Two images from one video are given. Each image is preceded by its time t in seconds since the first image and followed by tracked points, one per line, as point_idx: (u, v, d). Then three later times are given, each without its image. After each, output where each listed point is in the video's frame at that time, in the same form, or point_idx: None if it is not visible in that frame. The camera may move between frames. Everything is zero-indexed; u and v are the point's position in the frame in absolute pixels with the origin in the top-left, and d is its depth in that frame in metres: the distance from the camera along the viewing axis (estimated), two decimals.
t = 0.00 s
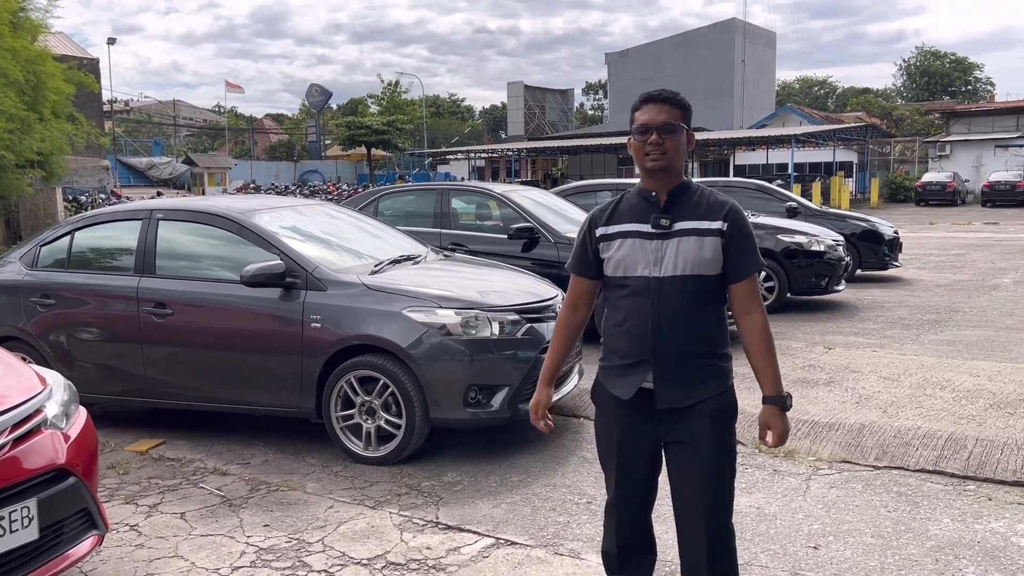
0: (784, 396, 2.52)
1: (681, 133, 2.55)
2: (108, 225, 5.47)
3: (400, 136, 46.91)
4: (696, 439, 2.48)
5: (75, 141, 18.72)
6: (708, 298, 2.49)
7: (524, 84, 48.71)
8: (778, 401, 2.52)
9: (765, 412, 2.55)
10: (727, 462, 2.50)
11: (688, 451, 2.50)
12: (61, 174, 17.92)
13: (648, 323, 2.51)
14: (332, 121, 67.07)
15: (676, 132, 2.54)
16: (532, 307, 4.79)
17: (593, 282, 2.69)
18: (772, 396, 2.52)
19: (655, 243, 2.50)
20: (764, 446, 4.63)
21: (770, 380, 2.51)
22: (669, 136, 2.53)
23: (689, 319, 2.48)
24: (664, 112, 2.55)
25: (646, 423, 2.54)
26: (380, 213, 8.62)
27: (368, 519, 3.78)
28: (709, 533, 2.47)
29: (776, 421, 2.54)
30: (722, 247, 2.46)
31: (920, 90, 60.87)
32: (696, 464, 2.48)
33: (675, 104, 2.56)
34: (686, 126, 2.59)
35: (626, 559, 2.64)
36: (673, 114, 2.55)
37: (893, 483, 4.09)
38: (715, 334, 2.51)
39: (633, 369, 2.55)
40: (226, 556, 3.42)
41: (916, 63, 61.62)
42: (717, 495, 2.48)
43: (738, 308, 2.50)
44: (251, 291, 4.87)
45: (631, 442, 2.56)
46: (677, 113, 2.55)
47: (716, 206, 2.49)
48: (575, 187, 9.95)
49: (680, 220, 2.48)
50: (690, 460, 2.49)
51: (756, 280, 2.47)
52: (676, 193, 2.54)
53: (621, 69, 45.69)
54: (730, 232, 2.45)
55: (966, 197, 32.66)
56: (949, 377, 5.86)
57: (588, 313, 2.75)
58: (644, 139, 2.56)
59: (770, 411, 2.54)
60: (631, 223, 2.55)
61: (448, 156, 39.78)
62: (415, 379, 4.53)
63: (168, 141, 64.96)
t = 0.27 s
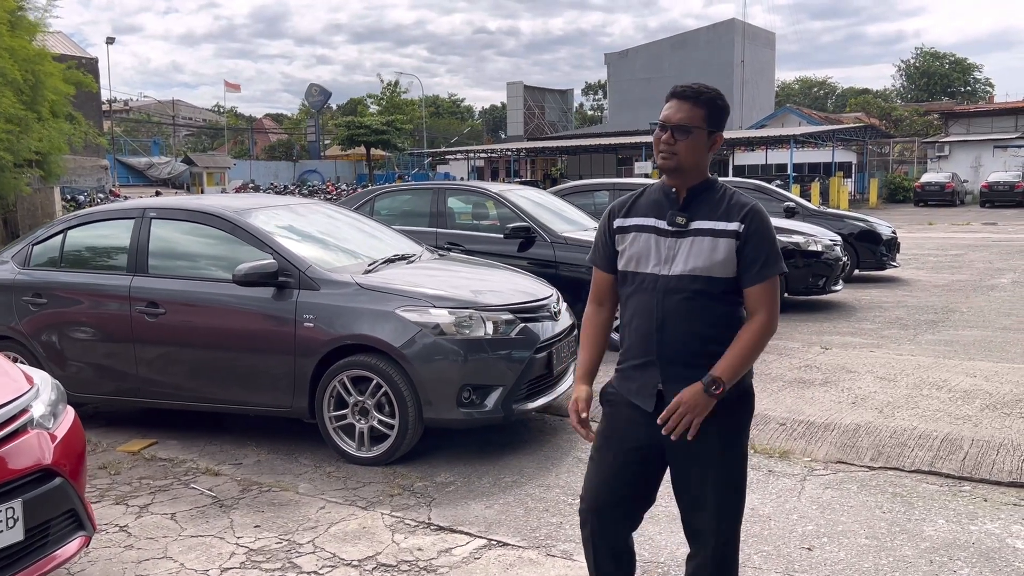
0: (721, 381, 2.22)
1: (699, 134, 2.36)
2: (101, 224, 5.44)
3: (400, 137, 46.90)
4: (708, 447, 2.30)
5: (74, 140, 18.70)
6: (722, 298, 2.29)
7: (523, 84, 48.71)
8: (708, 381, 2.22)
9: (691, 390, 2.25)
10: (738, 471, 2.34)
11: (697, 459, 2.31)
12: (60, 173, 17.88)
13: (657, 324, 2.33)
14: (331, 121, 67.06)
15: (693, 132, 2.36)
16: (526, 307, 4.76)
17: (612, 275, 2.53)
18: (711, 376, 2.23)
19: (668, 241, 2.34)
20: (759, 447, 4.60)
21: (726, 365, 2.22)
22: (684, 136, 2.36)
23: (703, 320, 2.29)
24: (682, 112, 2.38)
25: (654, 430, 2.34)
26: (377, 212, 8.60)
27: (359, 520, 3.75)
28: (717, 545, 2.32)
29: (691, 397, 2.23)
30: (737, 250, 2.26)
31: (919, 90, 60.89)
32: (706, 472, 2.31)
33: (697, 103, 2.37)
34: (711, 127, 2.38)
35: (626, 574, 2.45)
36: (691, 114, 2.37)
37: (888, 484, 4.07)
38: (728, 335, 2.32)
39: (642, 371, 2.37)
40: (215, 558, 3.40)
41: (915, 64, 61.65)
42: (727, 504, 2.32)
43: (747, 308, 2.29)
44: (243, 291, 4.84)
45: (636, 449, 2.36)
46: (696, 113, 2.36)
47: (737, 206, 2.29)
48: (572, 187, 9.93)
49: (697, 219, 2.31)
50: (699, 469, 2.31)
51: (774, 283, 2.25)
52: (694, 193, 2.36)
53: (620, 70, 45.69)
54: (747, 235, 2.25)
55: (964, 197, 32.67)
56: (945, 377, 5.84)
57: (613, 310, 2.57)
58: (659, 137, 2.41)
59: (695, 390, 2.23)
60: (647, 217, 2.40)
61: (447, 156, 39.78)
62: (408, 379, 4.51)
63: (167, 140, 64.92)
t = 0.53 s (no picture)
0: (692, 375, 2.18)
1: (701, 134, 2.30)
2: (93, 224, 5.42)
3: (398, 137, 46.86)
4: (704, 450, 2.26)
5: (70, 141, 18.65)
6: (720, 298, 2.22)
7: (521, 85, 48.69)
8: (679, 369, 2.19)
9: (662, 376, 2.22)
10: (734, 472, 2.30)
11: (692, 461, 2.27)
12: (57, 174, 17.82)
13: (653, 323, 2.29)
14: (329, 121, 67.00)
15: (696, 131, 2.30)
16: (520, 307, 4.75)
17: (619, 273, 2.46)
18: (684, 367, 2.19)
19: (672, 238, 2.29)
20: (753, 447, 4.58)
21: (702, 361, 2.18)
22: (686, 136, 2.31)
23: (701, 321, 2.23)
24: (683, 112, 2.32)
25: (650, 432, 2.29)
26: (372, 212, 8.58)
27: (351, 521, 3.73)
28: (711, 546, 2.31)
29: (658, 380, 2.21)
30: (739, 250, 2.20)
31: (918, 90, 60.91)
32: (702, 473, 2.27)
33: (698, 101, 2.31)
34: (715, 124, 2.31)
35: None
36: (692, 113, 2.31)
37: (882, 484, 4.06)
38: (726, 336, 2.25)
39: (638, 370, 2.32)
40: (205, 559, 3.38)
41: (913, 64, 61.68)
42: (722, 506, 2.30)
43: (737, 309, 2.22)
44: (236, 291, 4.82)
45: (631, 449, 2.32)
46: (698, 112, 2.30)
47: (743, 205, 2.23)
48: (569, 187, 9.91)
49: (702, 217, 2.26)
50: (695, 473, 2.27)
51: (774, 284, 2.17)
52: (702, 192, 2.31)
53: (618, 70, 45.68)
54: (750, 234, 2.19)
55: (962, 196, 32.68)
56: (941, 377, 5.83)
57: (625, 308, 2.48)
58: (663, 139, 2.37)
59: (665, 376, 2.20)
60: (654, 214, 2.36)
61: (445, 156, 39.75)
62: (401, 380, 4.49)
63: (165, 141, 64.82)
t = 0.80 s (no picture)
0: (774, 426, 2.17)
1: (694, 132, 2.29)
2: (87, 224, 5.40)
3: (397, 137, 46.81)
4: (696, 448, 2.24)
5: (67, 142, 18.60)
6: (713, 299, 2.21)
7: (520, 85, 48.67)
8: (766, 433, 2.18)
9: (751, 444, 2.21)
10: (727, 475, 2.27)
11: (682, 461, 2.25)
12: (55, 175, 17.74)
13: (645, 320, 2.27)
14: (328, 121, 66.94)
15: (687, 131, 2.29)
16: (515, 307, 4.74)
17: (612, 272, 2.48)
18: (761, 426, 2.18)
19: (667, 236, 2.27)
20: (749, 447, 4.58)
21: (761, 409, 2.16)
22: (678, 137, 2.30)
23: (692, 319, 2.22)
24: (673, 112, 2.31)
25: (639, 431, 2.29)
26: (368, 213, 8.56)
27: (345, 522, 3.72)
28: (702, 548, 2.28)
29: (761, 456, 2.19)
30: (736, 251, 2.19)
31: (916, 89, 60.92)
32: (692, 474, 2.25)
33: (688, 100, 2.30)
34: (708, 121, 2.30)
35: None
36: (683, 112, 2.30)
37: (877, 483, 4.05)
38: (717, 337, 2.23)
39: (629, 369, 2.32)
40: (198, 560, 3.37)
41: (911, 63, 61.69)
42: (714, 507, 2.27)
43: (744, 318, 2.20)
44: (230, 291, 4.81)
45: (621, 448, 2.32)
46: (688, 111, 2.29)
47: (742, 206, 2.22)
48: (566, 187, 9.89)
49: (698, 216, 2.24)
50: (685, 472, 2.26)
51: (773, 289, 2.16)
52: (699, 192, 2.29)
53: (617, 69, 45.67)
54: (747, 236, 2.18)
55: (960, 195, 32.69)
56: (937, 376, 5.83)
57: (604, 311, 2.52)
58: (656, 141, 2.35)
59: (756, 446, 2.19)
60: (650, 212, 2.35)
61: (444, 156, 39.71)
62: (396, 380, 4.48)
63: (163, 141, 64.75)
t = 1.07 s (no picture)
0: (821, 414, 2.22)
1: (685, 131, 2.27)
2: (83, 224, 5.39)
3: (395, 136, 46.78)
4: (688, 447, 2.23)
5: (66, 142, 18.56)
6: (705, 301, 2.21)
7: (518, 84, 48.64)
8: (812, 421, 2.23)
9: (801, 434, 2.26)
10: (718, 474, 2.27)
11: (673, 460, 2.25)
12: (54, 176, 17.70)
13: (635, 321, 2.26)
14: (326, 121, 66.88)
15: (677, 131, 2.28)
16: (512, 305, 4.73)
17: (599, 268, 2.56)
18: (807, 416, 2.23)
19: (658, 235, 2.27)
20: (746, 445, 4.58)
21: (804, 401, 2.21)
22: (668, 137, 2.29)
23: (683, 321, 2.20)
24: (664, 111, 2.30)
25: (630, 430, 2.28)
26: (366, 212, 8.56)
27: (341, 521, 3.72)
28: (695, 546, 2.27)
29: (812, 445, 2.25)
30: (729, 254, 2.18)
31: (914, 88, 60.91)
32: (684, 473, 2.24)
33: (679, 99, 2.29)
34: (699, 120, 2.29)
35: None
36: (674, 112, 2.29)
37: (874, 481, 4.05)
38: (708, 337, 2.22)
39: (619, 369, 2.31)
40: (193, 560, 3.36)
41: (910, 61, 61.68)
42: (707, 505, 2.26)
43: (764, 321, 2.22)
44: (226, 290, 4.81)
45: (612, 447, 2.31)
46: (679, 110, 2.28)
47: (735, 207, 2.20)
48: (563, 186, 9.88)
49: (689, 216, 2.23)
50: (677, 470, 2.25)
51: (783, 289, 2.19)
52: (690, 191, 2.29)
53: (615, 68, 45.66)
54: (741, 240, 2.17)
55: (959, 194, 32.70)
56: (935, 374, 5.83)
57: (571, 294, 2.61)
58: (648, 141, 2.34)
59: (808, 435, 2.24)
60: (641, 210, 2.34)
61: (442, 156, 39.68)
62: (391, 379, 4.48)
63: (161, 141, 64.68)
